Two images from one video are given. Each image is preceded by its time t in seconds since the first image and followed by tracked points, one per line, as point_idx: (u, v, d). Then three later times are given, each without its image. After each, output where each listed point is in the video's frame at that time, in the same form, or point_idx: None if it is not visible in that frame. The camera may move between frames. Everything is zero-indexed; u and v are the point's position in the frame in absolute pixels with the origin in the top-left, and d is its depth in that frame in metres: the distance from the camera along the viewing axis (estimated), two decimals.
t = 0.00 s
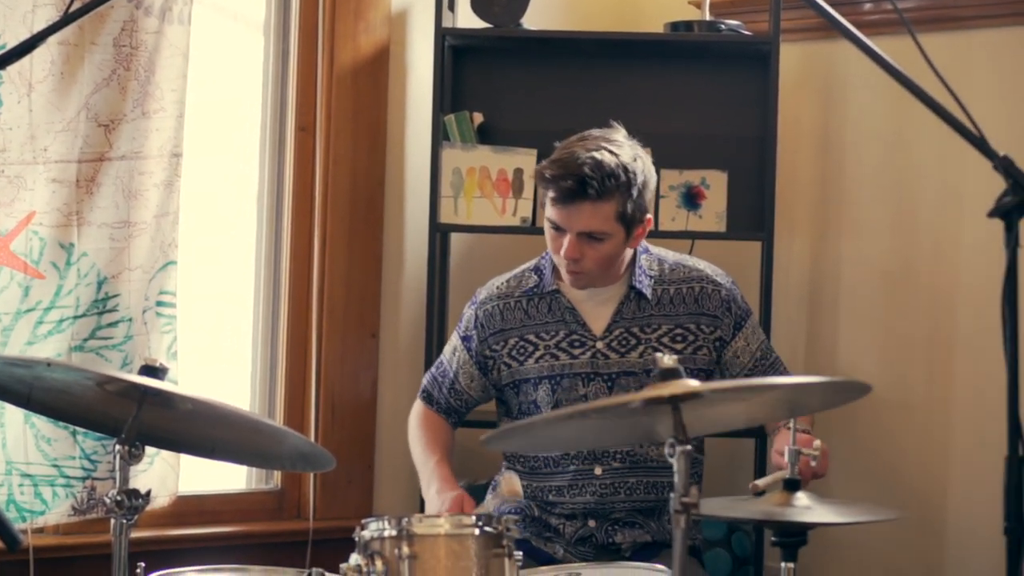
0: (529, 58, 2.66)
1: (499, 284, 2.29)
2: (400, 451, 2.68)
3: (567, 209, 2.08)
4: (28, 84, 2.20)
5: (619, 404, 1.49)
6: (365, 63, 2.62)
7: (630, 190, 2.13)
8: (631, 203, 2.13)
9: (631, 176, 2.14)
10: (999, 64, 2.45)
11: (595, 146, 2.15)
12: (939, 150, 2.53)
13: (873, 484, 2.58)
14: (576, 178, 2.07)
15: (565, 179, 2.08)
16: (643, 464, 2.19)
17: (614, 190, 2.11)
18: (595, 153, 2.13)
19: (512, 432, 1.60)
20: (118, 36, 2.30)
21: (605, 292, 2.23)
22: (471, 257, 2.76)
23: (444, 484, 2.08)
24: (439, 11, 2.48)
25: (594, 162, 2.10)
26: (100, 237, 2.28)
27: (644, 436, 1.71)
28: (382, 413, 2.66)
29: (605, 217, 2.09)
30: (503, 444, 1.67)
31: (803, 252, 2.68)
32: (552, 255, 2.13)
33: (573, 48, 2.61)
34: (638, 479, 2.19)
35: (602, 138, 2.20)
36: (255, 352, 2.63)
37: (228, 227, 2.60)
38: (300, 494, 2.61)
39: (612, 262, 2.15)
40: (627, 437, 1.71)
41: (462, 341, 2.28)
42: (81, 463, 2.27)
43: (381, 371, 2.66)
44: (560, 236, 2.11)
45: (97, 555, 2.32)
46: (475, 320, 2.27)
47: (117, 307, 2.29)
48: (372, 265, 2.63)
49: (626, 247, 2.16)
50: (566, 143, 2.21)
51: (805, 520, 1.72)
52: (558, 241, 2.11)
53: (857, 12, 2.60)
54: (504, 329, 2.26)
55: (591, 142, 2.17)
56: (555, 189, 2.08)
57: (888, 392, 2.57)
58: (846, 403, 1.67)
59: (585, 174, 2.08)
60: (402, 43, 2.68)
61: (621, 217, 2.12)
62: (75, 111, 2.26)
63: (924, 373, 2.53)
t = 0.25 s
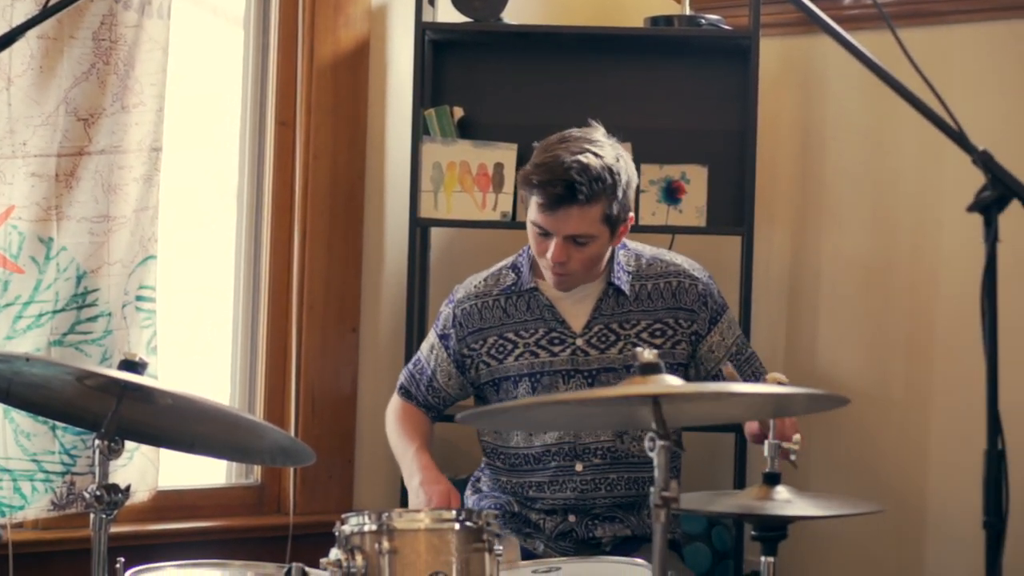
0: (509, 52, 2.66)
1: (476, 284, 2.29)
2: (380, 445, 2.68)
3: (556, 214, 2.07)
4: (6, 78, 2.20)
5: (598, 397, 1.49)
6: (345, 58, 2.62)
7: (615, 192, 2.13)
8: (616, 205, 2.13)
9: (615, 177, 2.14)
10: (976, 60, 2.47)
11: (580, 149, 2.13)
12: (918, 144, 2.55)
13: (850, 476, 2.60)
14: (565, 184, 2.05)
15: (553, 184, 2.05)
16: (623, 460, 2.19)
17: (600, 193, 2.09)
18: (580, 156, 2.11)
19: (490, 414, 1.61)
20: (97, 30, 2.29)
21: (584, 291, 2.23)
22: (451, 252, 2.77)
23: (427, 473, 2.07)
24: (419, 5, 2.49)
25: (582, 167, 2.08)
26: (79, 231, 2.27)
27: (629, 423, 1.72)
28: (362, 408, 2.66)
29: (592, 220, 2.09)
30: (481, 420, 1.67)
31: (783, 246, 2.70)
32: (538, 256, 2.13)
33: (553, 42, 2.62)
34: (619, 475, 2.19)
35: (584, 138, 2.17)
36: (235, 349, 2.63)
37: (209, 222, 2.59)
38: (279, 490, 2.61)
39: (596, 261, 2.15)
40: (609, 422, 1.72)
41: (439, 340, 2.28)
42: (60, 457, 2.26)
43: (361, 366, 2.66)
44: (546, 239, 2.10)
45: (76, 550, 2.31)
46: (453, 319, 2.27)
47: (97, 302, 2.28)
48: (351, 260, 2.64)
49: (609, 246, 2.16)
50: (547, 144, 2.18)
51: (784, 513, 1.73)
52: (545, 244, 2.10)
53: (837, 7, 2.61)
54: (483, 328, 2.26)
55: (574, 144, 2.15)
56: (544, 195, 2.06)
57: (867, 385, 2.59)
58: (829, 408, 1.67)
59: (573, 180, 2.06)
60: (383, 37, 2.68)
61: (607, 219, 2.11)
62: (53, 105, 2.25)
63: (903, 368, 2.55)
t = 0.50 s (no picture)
0: (489, 48, 2.67)
1: (458, 282, 2.30)
2: (360, 441, 2.68)
3: (528, 221, 2.06)
4: None
5: (578, 395, 1.51)
6: (325, 54, 2.62)
7: (593, 200, 2.11)
8: (592, 211, 2.12)
9: (593, 185, 2.12)
10: (953, 56, 2.48)
11: (559, 155, 2.11)
12: (897, 140, 2.56)
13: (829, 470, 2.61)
14: (539, 192, 2.05)
15: (527, 192, 2.05)
16: (603, 458, 2.20)
17: (576, 202, 2.08)
18: (558, 163, 2.09)
19: (468, 425, 1.61)
20: (76, 25, 2.28)
21: (564, 288, 2.24)
22: (431, 248, 2.77)
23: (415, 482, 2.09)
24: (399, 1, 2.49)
25: (558, 175, 2.07)
26: (58, 227, 2.27)
27: (605, 431, 1.73)
28: (343, 404, 2.66)
29: (565, 228, 2.08)
30: (462, 437, 1.69)
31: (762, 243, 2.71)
32: (511, 254, 2.14)
33: (533, 38, 2.62)
34: (598, 472, 2.20)
35: (565, 142, 2.15)
36: (214, 346, 2.63)
37: (188, 218, 2.59)
38: (260, 486, 2.61)
39: (570, 264, 2.15)
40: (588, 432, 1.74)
41: (422, 341, 2.29)
42: (39, 454, 2.25)
43: (340, 364, 2.66)
44: (518, 241, 2.11)
45: (56, 546, 2.31)
46: (434, 318, 2.28)
47: (76, 298, 2.28)
48: (331, 256, 2.63)
49: (584, 250, 2.16)
50: (528, 146, 2.16)
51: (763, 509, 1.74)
52: (518, 246, 2.11)
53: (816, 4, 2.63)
54: (464, 327, 2.27)
55: (554, 148, 2.13)
56: (517, 202, 2.05)
57: (845, 381, 2.60)
58: (805, 395, 1.67)
59: (548, 189, 2.05)
60: (363, 33, 2.68)
61: (581, 226, 2.11)
62: (32, 100, 2.25)
63: (881, 363, 2.57)
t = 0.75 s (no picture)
0: (471, 46, 2.67)
1: (439, 279, 2.31)
2: (343, 438, 2.67)
3: (537, 236, 2.02)
4: None
5: (561, 391, 1.51)
6: (307, 51, 2.62)
7: (581, 190, 2.08)
8: (582, 199, 2.09)
9: (575, 173, 2.09)
10: (933, 52, 2.49)
11: (535, 158, 2.06)
12: (878, 136, 2.57)
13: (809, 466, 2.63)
14: (540, 206, 2.00)
15: (528, 209, 2.00)
16: (586, 454, 2.21)
17: (571, 199, 2.05)
18: (539, 168, 2.05)
19: (453, 420, 1.62)
20: (57, 22, 2.28)
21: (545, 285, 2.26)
22: (413, 245, 2.78)
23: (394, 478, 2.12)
24: None
25: (546, 181, 2.02)
26: (38, 224, 2.26)
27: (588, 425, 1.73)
28: (325, 402, 2.66)
29: (569, 226, 2.05)
30: (446, 431, 1.69)
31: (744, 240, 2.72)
32: (520, 271, 2.09)
33: (515, 35, 2.63)
34: (581, 469, 2.21)
35: (526, 146, 2.10)
36: (196, 343, 2.63)
37: (168, 215, 2.60)
38: (241, 484, 2.61)
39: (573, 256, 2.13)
40: (569, 426, 1.74)
41: (404, 338, 2.29)
42: (20, 451, 2.25)
43: (323, 361, 2.65)
44: (530, 257, 2.06)
45: (38, 544, 2.31)
46: (416, 315, 2.29)
47: (57, 295, 2.27)
48: (313, 253, 2.63)
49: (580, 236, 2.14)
50: (494, 164, 2.10)
51: (744, 506, 1.74)
52: (528, 260, 2.06)
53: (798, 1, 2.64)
54: (446, 323, 2.27)
55: (522, 155, 2.08)
56: (520, 221, 2.00)
57: (826, 377, 2.62)
58: (785, 391, 1.68)
59: (547, 198, 2.00)
60: (345, 28, 2.66)
61: (578, 217, 2.08)
62: (13, 97, 2.25)
63: (863, 360, 2.58)
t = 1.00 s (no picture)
0: (459, 43, 2.68)
1: (427, 276, 2.31)
2: (332, 435, 2.67)
3: (533, 229, 2.02)
4: None
5: (548, 387, 1.51)
6: (295, 48, 2.62)
7: (570, 182, 2.09)
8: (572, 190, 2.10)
9: (563, 165, 2.10)
10: (921, 50, 2.50)
11: (523, 153, 2.07)
12: (867, 136, 2.58)
13: (796, 463, 2.65)
14: (532, 200, 2.01)
15: (522, 203, 2.00)
16: (574, 453, 2.21)
17: (561, 191, 2.06)
18: (529, 162, 2.05)
19: (438, 412, 1.63)
20: (44, 19, 2.28)
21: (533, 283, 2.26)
22: (401, 242, 2.78)
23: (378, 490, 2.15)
24: None
25: (535, 174, 2.03)
26: (26, 221, 2.27)
27: (577, 419, 1.73)
28: (314, 399, 2.66)
29: (563, 219, 2.06)
30: (432, 421, 1.69)
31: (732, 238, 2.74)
32: (516, 268, 2.09)
33: (503, 32, 2.63)
34: (569, 467, 2.21)
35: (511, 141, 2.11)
36: (184, 340, 2.63)
37: (155, 213, 2.60)
38: (229, 482, 2.61)
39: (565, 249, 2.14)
40: (558, 418, 1.73)
41: (392, 335, 2.30)
42: (7, 449, 2.25)
43: (310, 359, 2.65)
44: (526, 254, 2.07)
45: (25, 542, 2.30)
46: (404, 312, 2.29)
47: (44, 292, 2.27)
48: (300, 251, 2.63)
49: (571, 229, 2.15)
50: (481, 162, 2.11)
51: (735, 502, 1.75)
52: (524, 256, 2.06)
53: None
54: (434, 320, 2.28)
55: (508, 151, 2.08)
56: (515, 216, 2.01)
57: (813, 373, 2.64)
58: (775, 394, 1.69)
59: (540, 192, 2.01)
60: (333, 25, 2.66)
61: (570, 209, 2.09)
62: None
63: (849, 357, 2.59)
